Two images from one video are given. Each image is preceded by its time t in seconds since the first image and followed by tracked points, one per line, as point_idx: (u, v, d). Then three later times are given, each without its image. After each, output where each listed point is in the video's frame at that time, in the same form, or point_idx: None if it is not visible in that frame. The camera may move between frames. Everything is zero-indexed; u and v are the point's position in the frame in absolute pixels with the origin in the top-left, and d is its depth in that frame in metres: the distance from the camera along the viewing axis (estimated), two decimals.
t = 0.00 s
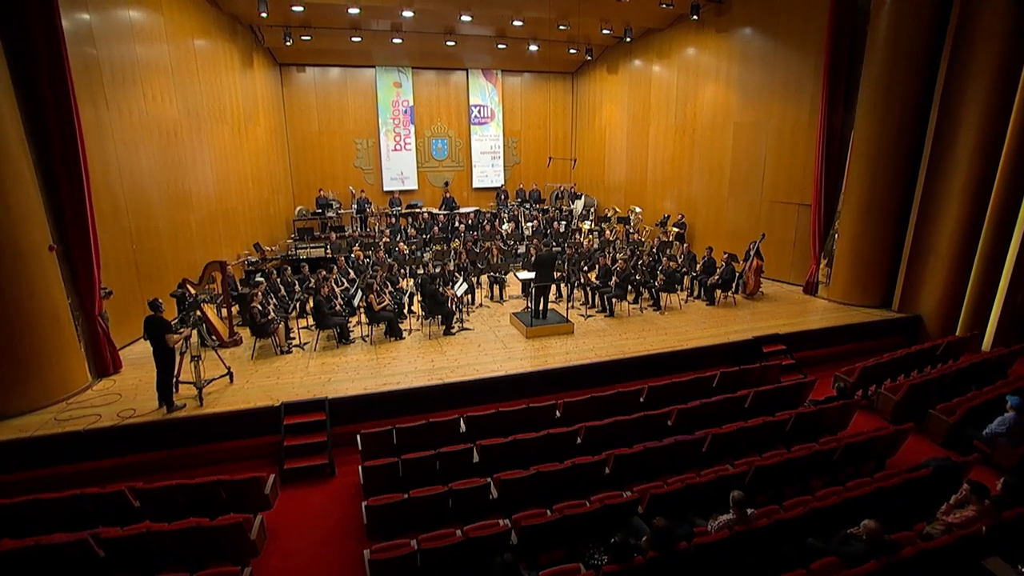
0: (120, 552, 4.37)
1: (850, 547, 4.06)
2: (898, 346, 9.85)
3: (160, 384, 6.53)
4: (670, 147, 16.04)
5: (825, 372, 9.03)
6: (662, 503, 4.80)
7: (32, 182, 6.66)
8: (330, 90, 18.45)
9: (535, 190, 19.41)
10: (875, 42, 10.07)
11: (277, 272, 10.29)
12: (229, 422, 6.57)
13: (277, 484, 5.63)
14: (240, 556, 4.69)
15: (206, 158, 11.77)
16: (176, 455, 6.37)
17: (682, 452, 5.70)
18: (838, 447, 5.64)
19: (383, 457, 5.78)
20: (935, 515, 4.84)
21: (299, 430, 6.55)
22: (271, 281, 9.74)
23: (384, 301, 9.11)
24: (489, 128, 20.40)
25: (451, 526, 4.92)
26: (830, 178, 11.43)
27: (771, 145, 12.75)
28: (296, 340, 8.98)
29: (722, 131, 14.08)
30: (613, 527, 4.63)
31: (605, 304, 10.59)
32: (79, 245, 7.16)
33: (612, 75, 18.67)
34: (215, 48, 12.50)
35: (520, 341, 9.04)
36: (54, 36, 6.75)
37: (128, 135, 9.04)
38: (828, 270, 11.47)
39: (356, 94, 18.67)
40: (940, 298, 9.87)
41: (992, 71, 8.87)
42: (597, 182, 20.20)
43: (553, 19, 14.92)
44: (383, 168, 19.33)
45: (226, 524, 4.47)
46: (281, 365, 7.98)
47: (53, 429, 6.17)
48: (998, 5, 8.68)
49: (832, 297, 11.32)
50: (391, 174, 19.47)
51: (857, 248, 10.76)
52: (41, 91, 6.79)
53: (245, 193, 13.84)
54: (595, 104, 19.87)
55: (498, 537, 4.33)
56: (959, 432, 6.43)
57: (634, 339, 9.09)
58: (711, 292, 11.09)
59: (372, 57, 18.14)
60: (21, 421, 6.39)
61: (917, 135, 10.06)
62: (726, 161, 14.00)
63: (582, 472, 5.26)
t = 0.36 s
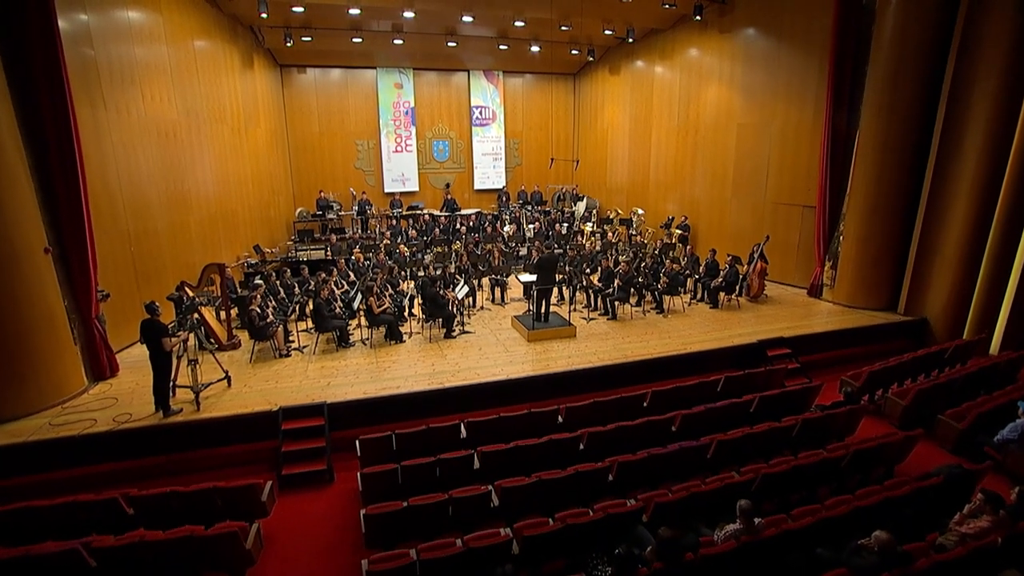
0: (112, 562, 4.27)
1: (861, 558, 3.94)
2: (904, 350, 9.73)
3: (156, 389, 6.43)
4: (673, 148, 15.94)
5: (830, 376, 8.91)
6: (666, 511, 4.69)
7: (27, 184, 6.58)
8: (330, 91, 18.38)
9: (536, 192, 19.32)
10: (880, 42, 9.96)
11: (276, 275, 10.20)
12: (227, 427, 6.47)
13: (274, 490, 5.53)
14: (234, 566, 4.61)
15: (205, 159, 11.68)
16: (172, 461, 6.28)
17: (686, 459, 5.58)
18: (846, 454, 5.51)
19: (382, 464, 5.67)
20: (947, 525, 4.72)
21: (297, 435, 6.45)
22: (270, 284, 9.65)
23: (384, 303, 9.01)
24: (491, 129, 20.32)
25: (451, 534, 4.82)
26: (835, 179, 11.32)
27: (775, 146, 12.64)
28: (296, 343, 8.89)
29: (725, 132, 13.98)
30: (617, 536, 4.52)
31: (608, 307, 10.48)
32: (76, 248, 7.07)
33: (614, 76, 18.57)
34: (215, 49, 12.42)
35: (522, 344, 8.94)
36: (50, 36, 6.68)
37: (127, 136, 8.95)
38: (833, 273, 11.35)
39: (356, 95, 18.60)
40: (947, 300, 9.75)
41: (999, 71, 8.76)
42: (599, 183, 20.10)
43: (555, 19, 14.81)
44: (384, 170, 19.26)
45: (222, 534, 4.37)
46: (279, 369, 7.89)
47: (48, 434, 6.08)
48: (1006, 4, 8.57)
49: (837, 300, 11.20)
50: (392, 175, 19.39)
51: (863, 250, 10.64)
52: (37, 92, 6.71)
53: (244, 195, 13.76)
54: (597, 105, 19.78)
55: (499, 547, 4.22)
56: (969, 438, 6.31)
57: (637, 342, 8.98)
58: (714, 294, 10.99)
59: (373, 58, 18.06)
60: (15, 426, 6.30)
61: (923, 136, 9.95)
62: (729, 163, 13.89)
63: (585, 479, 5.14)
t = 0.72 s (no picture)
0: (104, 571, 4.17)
1: (871, 568, 3.83)
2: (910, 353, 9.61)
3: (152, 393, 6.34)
4: (674, 149, 15.86)
5: (835, 381, 8.80)
6: (670, 519, 4.57)
7: (21, 184, 6.48)
8: (330, 92, 18.32)
9: (537, 194, 19.23)
10: (884, 42, 9.87)
11: (275, 277, 10.11)
12: (223, 432, 6.36)
13: (270, 497, 5.42)
14: None
15: (204, 160, 11.61)
16: (168, 466, 6.19)
17: (690, 465, 5.47)
18: (854, 461, 5.39)
19: (380, 470, 5.56)
20: (958, 535, 4.60)
21: (294, 441, 6.34)
22: (268, 286, 9.56)
23: (384, 306, 8.91)
24: (491, 131, 20.24)
25: (451, 543, 4.71)
26: (838, 181, 11.22)
27: (777, 148, 12.54)
28: (294, 346, 8.79)
29: (727, 134, 13.89)
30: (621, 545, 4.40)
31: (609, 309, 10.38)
32: (71, 250, 6.99)
33: (615, 77, 18.50)
34: (214, 50, 12.36)
35: (523, 348, 8.84)
36: (45, 36, 6.60)
37: (124, 137, 8.87)
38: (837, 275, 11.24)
39: (356, 96, 18.53)
40: (953, 303, 9.64)
41: (1006, 70, 8.66)
42: (601, 185, 20.02)
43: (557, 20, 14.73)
44: (384, 171, 19.18)
45: (218, 542, 4.27)
46: (277, 373, 7.78)
47: (41, 439, 5.98)
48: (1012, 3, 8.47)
49: (841, 302, 11.08)
50: (392, 177, 19.31)
51: (867, 252, 10.53)
52: (31, 93, 6.62)
53: (244, 196, 13.68)
54: (598, 106, 19.70)
55: (499, 556, 4.11)
56: (978, 444, 6.20)
57: (639, 346, 8.88)
58: (717, 297, 10.88)
59: (373, 59, 17.99)
60: (7, 431, 6.20)
61: (928, 137, 9.84)
62: (731, 164, 13.80)
63: (587, 486, 5.03)
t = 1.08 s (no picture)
0: None
1: None
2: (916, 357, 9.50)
3: (147, 398, 6.25)
4: (677, 151, 15.77)
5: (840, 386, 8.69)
6: (675, 528, 4.46)
7: (15, 186, 6.40)
8: (330, 94, 18.26)
9: (538, 196, 19.14)
10: (889, 43, 9.78)
11: (274, 280, 10.02)
12: (219, 437, 6.27)
13: (267, 504, 5.33)
14: None
15: (203, 162, 11.52)
16: (164, 472, 6.10)
17: (695, 472, 5.36)
18: (863, 468, 5.28)
19: (379, 477, 5.46)
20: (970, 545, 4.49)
21: (292, 446, 6.24)
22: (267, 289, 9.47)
23: (383, 309, 8.81)
24: (493, 132, 20.17)
25: (450, 552, 4.61)
26: (843, 183, 11.10)
27: (781, 149, 12.44)
28: (293, 350, 8.70)
29: (730, 135, 13.79)
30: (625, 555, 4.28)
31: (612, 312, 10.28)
32: (66, 252, 6.90)
33: (617, 78, 18.43)
34: (213, 51, 12.29)
35: (524, 351, 8.74)
36: (41, 35, 6.52)
37: (122, 138, 8.79)
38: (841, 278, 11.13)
39: (357, 98, 18.47)
40: (959, 306, 9.52)
41: (1013, 71, 8.56)
42: (602, 187, 19.95)
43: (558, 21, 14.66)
44: (384, 173, 19.10)
45: (212, 553, 4.11)
46: (275, 377, 7.69)
47: (35, 444, 5.89)
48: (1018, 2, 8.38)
49: (846, 305, 10.97)
50: (393, 178, 19.23)
51: (871, 255, 10.43)
52: (26, 92, 6.54)
53: (243, 198, 13.59)
54: (600, 108, 19.60)
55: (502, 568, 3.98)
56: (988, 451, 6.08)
57: (642, 349, 8.77)
58: (720, 300, 10.78)
59: (374, 60, 17.95)
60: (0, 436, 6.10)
61: (934, 138, 9.73)
62: (734, 166, 13.70)
63: (590, 494, 4.93)
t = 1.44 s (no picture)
0: None
1: None
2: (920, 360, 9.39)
3: (142, 402, 6.15)
4: (678, 153, 15.68)
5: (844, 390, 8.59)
6: (680, 536, 4.35)
7: (8, 187, 6.31)
8: (330, 95, 18.20)
9: (539, 198, 19.05)
10: (893, 43, 9.69)
11: (273, 282, 9.93)
12: (215, 442, 6.17)
13: (263, 511, 5.23)
14: None
15: (202, 163, 11.45)
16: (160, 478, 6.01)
17: (699, 478, 5.25)
18: (871, 474, 5.16)
19: (377, 484, 5.36)
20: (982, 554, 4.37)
21: (289, 451, 6.14)
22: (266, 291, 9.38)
23: (382, 312, 8.71)
24: (493, 134, 20.09)
25: (450, 561, 4.50)
26: (846, 184, 11.00)
27: (783, 150, 12.36)
28: (291, 353, 8.61)
29: (732, 136, 13.71)
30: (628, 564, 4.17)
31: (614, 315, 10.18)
32: (61, 255, 6.82)
33: (618, 80, 18.37)
34: (212, 52, 12.22)
35: (525, 354, 8.64)
36: (36, 35, 6.44)
37: (119, 139, 8.70)
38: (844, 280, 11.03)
39: (357, 99, 18.41)
40: (964, 309, 9.41)
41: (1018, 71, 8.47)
42: (603, 189, 19.88)
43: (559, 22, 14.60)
44: (384, 175, 19.03)
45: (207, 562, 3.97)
46: (273, 380, 7.59)
47: (28, 449, 5.79)
48: None
49: (849, 308, 10.87)
50: (393, 180, 19.17)
51: (876, 256, 10.32)
52: (21, 93, 6.46)
53: (242, 199, 13.52)
54: (601, 109, 19.53)
55: None
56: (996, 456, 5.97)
57: (644, 353, 8.67)
58: (723, 302, 10.68)
59: (375, 61, 17.88)
60: None
61: (939, 139, 9.62)
62: (736, 167, 13.61)
63: (592, 501, 4.82)
